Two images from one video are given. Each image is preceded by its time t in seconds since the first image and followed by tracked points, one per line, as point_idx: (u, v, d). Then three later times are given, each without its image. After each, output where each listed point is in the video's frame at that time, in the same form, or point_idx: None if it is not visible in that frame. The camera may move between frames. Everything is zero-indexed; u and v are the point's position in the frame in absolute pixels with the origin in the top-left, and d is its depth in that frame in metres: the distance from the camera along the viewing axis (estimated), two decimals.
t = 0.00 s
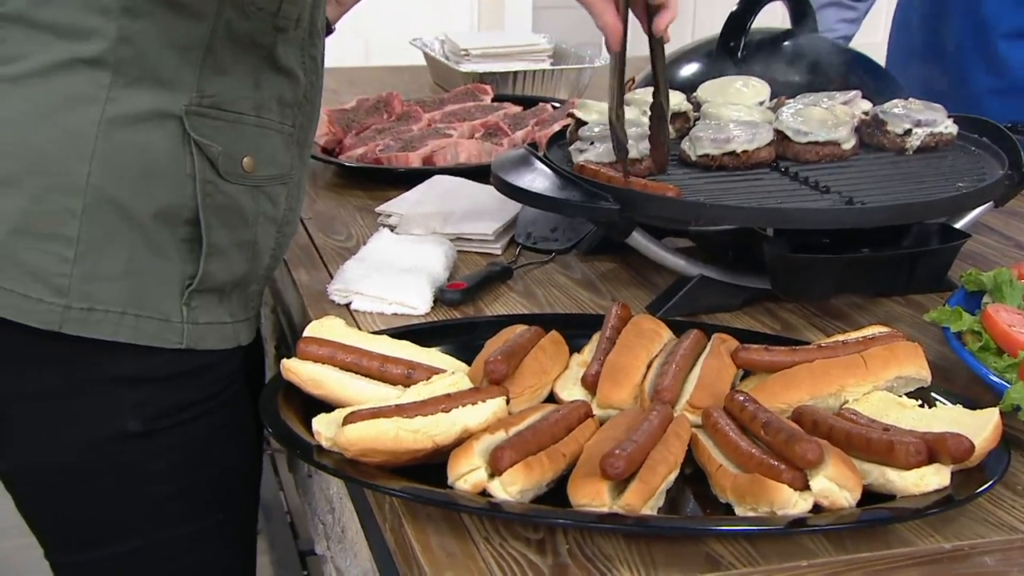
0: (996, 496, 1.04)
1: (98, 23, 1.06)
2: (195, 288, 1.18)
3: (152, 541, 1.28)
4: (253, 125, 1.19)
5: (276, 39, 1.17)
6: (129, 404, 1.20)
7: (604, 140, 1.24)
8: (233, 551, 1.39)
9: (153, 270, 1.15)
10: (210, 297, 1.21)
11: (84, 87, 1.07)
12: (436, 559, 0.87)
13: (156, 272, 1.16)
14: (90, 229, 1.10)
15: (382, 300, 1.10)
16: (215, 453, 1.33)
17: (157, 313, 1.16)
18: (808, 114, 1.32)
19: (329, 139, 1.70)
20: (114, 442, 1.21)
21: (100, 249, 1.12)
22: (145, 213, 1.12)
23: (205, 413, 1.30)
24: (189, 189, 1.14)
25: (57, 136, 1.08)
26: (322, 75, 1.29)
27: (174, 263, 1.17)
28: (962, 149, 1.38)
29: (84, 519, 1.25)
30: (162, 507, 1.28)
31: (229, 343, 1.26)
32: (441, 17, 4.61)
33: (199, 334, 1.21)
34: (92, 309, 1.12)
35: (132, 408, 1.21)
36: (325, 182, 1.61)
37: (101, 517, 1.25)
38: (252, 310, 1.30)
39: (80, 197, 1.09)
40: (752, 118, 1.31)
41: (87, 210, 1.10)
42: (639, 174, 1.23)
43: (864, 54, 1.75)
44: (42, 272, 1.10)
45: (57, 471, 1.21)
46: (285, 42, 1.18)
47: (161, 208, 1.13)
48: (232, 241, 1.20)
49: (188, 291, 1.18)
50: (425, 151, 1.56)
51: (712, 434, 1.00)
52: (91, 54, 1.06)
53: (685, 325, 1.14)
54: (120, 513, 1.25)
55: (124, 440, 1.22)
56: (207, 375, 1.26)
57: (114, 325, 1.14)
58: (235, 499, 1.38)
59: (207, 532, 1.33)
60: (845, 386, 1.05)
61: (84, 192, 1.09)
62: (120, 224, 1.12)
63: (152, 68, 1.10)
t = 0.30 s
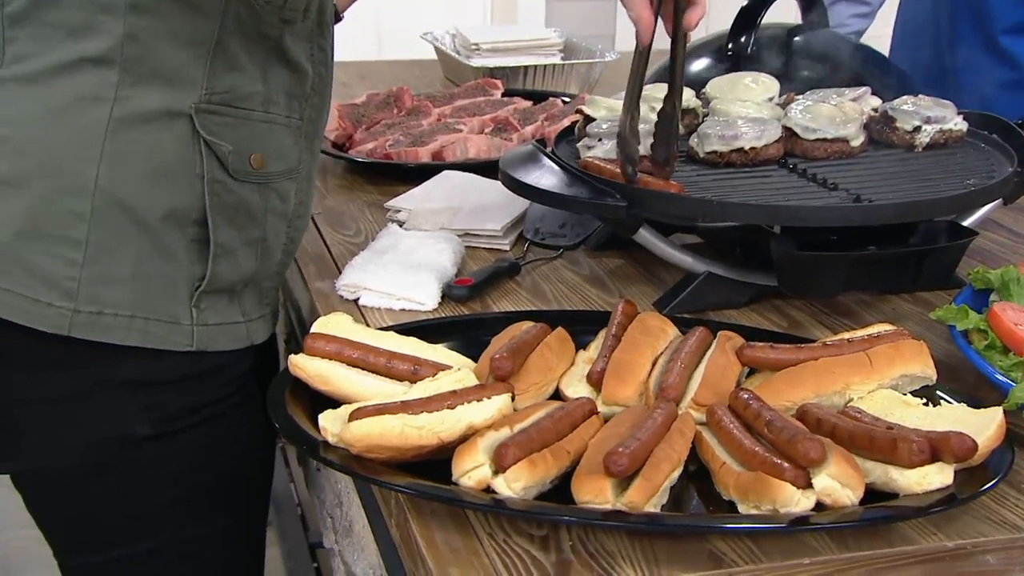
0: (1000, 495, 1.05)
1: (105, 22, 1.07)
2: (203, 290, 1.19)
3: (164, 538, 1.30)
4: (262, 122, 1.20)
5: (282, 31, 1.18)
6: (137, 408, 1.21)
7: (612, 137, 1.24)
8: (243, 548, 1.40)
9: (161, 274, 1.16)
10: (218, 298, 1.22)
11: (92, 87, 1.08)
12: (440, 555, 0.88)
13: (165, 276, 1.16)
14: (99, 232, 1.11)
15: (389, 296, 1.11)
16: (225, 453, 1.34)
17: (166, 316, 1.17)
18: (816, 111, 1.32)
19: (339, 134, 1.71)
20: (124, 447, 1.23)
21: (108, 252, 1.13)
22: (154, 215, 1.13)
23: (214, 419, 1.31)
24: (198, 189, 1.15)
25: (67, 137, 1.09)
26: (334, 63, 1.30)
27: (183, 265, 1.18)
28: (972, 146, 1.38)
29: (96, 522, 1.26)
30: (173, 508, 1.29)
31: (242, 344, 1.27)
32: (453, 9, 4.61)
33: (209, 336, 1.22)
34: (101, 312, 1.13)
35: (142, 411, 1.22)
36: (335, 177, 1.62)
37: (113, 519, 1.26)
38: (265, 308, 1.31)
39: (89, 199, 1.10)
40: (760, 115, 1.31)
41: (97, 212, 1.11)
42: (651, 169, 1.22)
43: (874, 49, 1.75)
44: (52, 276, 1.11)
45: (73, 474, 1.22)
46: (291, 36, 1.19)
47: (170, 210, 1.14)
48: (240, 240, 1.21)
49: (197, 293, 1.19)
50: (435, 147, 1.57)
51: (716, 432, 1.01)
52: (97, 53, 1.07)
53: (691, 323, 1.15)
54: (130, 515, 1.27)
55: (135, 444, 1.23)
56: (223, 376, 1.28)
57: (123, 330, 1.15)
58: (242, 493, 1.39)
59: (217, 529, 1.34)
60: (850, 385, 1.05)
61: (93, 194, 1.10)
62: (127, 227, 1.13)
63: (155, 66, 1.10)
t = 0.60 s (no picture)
0: (1002, 494, 1.03)
1: (80, 12, 1.06)
2: (180, 290, 1.16)
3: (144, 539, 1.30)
4: (249, 117, 1.17)
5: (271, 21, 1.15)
6: (113, 411, 1.21)
7: (612, 129, 1.23)
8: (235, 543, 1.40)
9: (136, 273, 1.14)
10: (200, 299, 1.20)
11: (67, 80, 1.08)
12: (433, 554, 0.88)
13: (141, 276, 1.14)
14: (70, 229, 1.10)
15: (386, 290, 1.11)
16: (217, 451, 1.34)
17: (141, 317, 1.15)
18: (822, 102, 1.30)
19: (338, 124, 1.70)
20: (98, 448, 1.23)
21: (80, 249, 1.12)
22: (129, 212, 1.11)
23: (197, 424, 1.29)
24: (176, 185, 1.13)
25: (43, 131, 1.08)
26: (335, 55, 1.28)
27: (160, 264, 1.15)
28: (982, 138, 1.35)
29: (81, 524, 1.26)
30: (160, 506, 1.29)
31: (227, 345, 1.24)
32: None
33: (188, 338, 1.19)
34: (72, 311, 1.13)
35: (117, 415, 1.21)
36: (334, 167, 1.61)
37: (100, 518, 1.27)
38: (259, 308, 1.28)
39: (62, 194, 1.09)
40: (765, 106, 1.29)
41: (69, 208, 1.10)
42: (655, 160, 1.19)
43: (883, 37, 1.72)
44: (24, 273, 1.12)
45: (50, 475, 1.23)
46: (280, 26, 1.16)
47: (147, 207, 1.12)
48: (225, 238, 1.19)
49: (174, 293, 1.16)
50: (434, 138, 1.56)
51: (715, 430, 1.00)
52: (72, 46, 1.06)
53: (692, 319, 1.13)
54: (110, 516, 1.27)
55: (111, 447, 1.23)
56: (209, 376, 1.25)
57: (94, 330, 1.14)
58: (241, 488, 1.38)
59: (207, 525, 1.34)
60: (851, 381, 1.04)
61: (66, 189, 1.09)
62: (101, 223, 1.11)
63: (135, 59, 1.08)
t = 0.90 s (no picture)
0: (994, 491, 1.01)
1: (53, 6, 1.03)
2: (163, 297, 1.16)
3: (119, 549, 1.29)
4: (236, 118, 1.16)
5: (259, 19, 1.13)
6: (88, 424, 1.20)
7: (604, 118, 1.19)
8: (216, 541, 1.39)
9: (118, 278, 1.13)
10: (184, 306, 1.19)
11: (40, 77, 1.06)
12: (414, 554, 0.87)
13: (123, 283, 1.13)
14: (49, 234, 1.09)
15: (372, 283, 1.10)
16: (199, 454, 1.34)
17: (123, 324, 1.14)
18: (819, 90, 1.27)
19: (326, 111, 1.68)
20: (74, 461, 1.22)
21: (57, 256, 1.10)
22: (110, 216, 1.10)
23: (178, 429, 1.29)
24: (160, 188, 1.12)
25: (20, 130, 1.06)
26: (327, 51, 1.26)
27: (143, 270, 1.14)
28: (984, 127, 1.32)
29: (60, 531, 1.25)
30: (140, 511, 1.29)
31: (212, 354, 1.24)
32: None
33: (172, 346, 1.19)
34: (52, 319, 1.11)
35: (92, 427, 1.20)
36: (323, 156, 1.60)
37: (82, 521, 1.25)
38: (244, 317, 1.28)
39: (40, 197, 1.07)
40: (760, 93, 1.27)
41: (47, 211, 1.08)
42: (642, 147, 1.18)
43: (881, 21, 1.70)
44: (2, 280, 1.09)
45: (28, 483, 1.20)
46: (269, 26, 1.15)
47: (129, 210, 1.11)
48: (211, 244, 1.18)
49: (157, 299, 1.15)
50: (424, 125, 1.55)
51: (703, 426, 0.98)
52: (44, 42, 1.04)
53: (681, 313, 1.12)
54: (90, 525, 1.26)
55: (86, 459, 1.22)
56: (192, 384, 1.25)
57: (75, 338, 1.12)
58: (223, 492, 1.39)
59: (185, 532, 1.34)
60: (842, 377, 1.02)
61: (44, 191, 1.07)
62: (80, 227, 1.10)
63: (114, 55, 1.06)
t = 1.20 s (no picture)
0: (975, 488, 0.99)
1: None
2: (127, 312, 1.12)
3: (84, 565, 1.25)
4: (204, 125, 1.13)
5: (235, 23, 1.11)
6: (46, 443, 1.15)
7: (586, 107, 1.17)
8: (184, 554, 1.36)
9: (79, 292, 1.09)
10: (149, 322, 1.16)
11: None
12: (385, 555, 0.85)
13: (85, 297, 1.10)
14: (6, 245, 1.05)
15: (348, 276, 1.09)
16: (160, 475, 1.29)
17: (84, 341, 1.11)
18: (806, 78, 1.25)
19: (304, 98, 1.66)
20: (29, 485, 1.16)
21: (14, 269, 1.06)
22: (71, 227, 1.07)
23: (143, 447, 1.25)
24: (124, 198, 1.09)
25: None
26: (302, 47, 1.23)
27: (105, 284, 1.11)
28: (974, 114, 1.30)
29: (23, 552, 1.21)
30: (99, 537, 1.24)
31: (180, 370, 1.21)
32: None
33: (136, 364, 1.16)
34: (9, 336, 1.07)
35: (49, 448, 1.15)
36: (301, 144, 1.58)
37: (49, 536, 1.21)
38: (212, 328, 1.24)
39: None
40: (747, 81, 1.25)
41: (5, 222, 1.04)
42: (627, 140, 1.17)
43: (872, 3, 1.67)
44: None
45: None
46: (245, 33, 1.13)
47: (91, 222, 1.08)
48: (178, 255, 1.15)
49: (120, 315, 1.12)
50: (406, 113, 1.55)
51: (680, 423, 0.97)
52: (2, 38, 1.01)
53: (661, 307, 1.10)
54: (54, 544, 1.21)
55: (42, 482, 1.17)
56: (158, 396, 1.22)
57: (33, 356, 1.08)
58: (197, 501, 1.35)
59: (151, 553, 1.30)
60: (824, 373, 1.01)
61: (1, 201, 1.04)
62: (40, 239, 1.06)
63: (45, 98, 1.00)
